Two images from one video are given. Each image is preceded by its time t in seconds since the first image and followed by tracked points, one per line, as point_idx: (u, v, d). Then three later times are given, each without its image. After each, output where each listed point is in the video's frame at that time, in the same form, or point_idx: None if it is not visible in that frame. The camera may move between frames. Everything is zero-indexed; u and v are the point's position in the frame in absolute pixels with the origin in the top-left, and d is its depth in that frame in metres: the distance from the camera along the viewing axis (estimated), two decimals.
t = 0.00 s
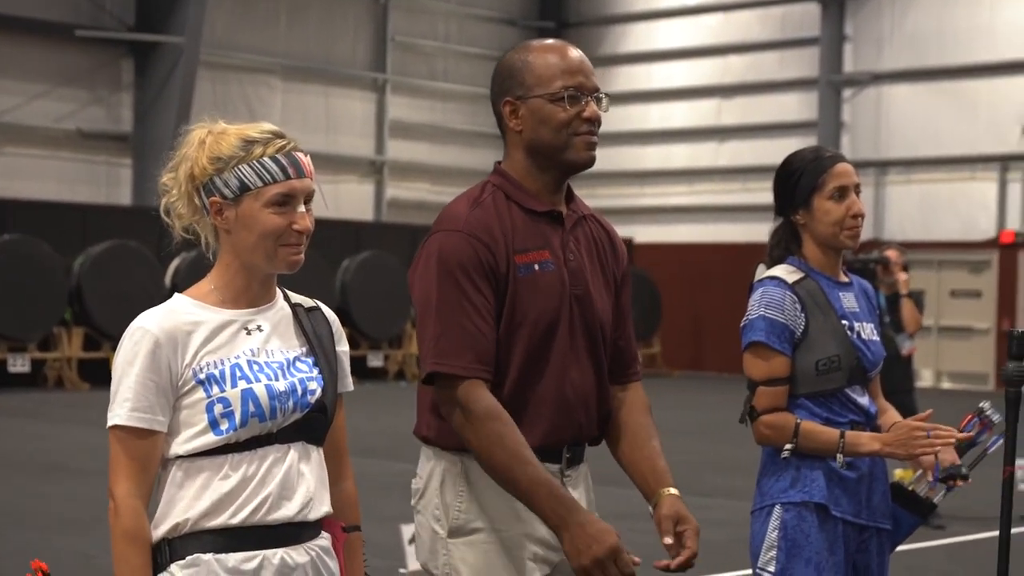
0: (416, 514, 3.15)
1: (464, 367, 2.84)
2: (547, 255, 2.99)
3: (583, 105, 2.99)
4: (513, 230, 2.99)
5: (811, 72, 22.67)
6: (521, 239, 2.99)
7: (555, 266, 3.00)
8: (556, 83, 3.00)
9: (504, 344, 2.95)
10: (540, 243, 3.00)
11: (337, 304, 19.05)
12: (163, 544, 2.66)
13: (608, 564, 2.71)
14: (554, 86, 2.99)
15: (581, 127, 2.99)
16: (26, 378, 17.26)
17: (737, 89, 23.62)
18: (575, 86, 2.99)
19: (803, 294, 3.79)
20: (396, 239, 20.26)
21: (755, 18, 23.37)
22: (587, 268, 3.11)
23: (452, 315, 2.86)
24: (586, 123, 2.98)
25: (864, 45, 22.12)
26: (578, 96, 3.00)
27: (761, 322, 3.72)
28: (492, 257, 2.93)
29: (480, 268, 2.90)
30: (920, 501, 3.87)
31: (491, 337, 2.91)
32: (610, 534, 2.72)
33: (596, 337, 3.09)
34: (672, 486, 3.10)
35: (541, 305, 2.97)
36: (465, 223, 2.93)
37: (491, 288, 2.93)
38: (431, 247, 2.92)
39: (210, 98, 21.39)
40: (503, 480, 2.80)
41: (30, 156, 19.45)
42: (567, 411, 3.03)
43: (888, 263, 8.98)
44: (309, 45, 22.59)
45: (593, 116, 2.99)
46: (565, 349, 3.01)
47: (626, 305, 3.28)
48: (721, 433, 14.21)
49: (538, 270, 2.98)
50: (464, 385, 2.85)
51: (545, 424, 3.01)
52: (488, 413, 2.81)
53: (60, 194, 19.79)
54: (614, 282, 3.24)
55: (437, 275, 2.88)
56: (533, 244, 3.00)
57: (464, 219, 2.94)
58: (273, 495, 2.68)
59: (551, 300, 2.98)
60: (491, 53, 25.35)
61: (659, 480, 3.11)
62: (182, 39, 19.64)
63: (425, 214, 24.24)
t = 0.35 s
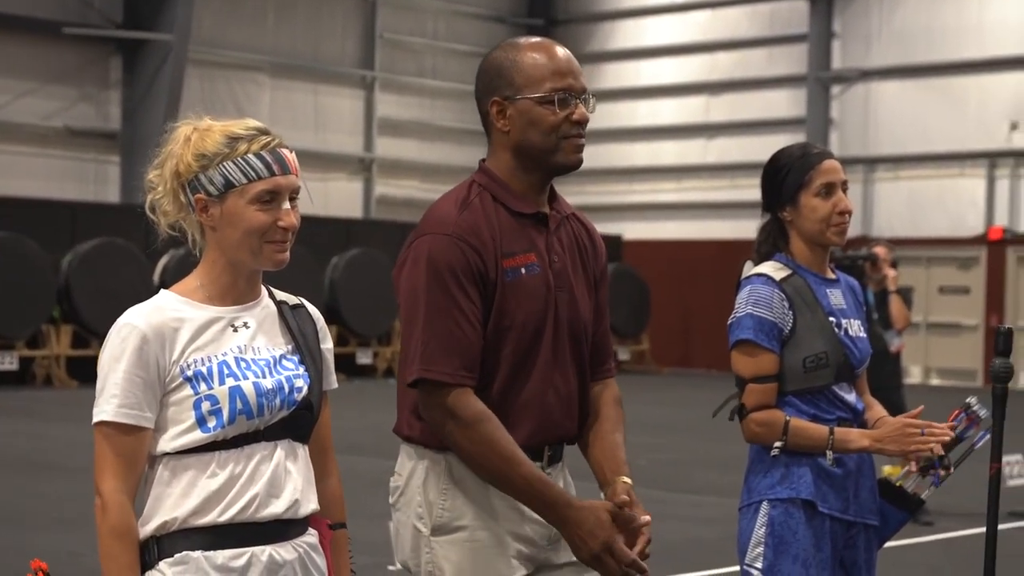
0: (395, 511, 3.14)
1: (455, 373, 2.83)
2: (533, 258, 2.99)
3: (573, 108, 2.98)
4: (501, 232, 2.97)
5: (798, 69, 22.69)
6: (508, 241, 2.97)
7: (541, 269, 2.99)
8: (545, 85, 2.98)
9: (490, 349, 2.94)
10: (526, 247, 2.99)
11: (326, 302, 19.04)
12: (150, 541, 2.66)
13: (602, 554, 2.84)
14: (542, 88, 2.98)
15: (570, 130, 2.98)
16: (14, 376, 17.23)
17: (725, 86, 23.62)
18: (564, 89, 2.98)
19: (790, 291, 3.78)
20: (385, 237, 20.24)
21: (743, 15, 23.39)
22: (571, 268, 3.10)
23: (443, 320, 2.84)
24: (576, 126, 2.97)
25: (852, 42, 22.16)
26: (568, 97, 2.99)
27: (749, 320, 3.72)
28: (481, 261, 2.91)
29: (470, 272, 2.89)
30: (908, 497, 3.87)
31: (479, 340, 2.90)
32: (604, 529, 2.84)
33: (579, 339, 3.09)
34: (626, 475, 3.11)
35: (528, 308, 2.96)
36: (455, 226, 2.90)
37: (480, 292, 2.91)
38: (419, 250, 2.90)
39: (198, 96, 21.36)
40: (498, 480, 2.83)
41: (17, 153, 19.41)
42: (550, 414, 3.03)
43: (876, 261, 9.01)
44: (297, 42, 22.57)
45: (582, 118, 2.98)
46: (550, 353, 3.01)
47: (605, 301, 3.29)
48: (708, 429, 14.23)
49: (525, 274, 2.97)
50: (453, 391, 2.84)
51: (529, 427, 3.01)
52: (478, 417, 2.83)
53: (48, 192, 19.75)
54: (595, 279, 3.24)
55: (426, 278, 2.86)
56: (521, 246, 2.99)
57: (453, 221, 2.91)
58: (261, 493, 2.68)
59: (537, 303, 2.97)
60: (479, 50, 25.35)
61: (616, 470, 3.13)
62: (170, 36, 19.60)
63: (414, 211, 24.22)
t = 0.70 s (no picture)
0: (388, 508, 3.14)
1: (439, 370, 2.83)
2: (520, 256, 2.98)
3: (560, 105, 2.98)
4: (488, 230, 2.97)
5: (789, 65, 22.70)
6: (494, 239, 2.97)
7: (528, 266, 2.98)
8: (532, 83, 2.97)
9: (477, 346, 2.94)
10: (512, 244, 2.99)
11: (316, 299, 19.05)
12: (140, 539, 2.65)
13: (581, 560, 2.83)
14: (530, 86, 2.97)
15: (558, 128, 2.97)
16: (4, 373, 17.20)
17: (716, 83, 23.62)
18: (552, 86, 2.97)
19: (778, 286, 3.78)
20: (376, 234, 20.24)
21: (733, 11, 23.41)
22: (559, 266, 3.09)
23: (428, 318, 2.84)
24: (563, 123, 2.96)
25: (842, 39, 22.18)
26: (555, 95, 2.98)
27: (737, 315, 3.72)
28: (466, 257, 2.91)
29: (456, 269, 2.88)
30: (896, 493, 3.88)
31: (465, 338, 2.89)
32: (583, 534, 2.83)
33: (568, 336, 3.09)
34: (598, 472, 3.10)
35: (514, 306, 2.95)
36: (440, 224, 2.90)
37: (466, 289, 2.91)
38: (405, 247, 2.89)
39: (188, 92, 21.33)
40: (482, 480, 2.83)
41: (6, 150, 19.37)
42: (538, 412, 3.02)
43: (867, 256, 9.03)
44: (287, 39, 22.55)
45: (569, 115, 2.97)
46: (538, 350, 3.00)
47: (594, 299, 3.28)
48: (698, 426, 14.23)
49: (511, 272, 2.96)
50: (439, 387, 2.84)
51: (519, 427, 3.00)
52: (463, 415, 2.82)
53: (38, 189, 19.72)
54: (583, 276, 3.23)
55: (411, 276, 2.86)
56: (507, 244, 2.98)
57: (439, 219, 2.91)
58: (249, 491, 2.67)
59: (524, 301, 2.97)
60: (470, 47, 25.33)
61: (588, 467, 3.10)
62: (161, 33, 19.55)
63: (405, 208, 24.20)
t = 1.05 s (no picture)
0: (394, 504, 3.11)
1: (429, 359, 2.82)
2: (514, 246, 2.96)
3: (552, 95, 2.97)
4: (481, 220, 2.96)
5: (784, 62, 22.71)
6: (488, 229, 2.95)
7: (523, 256, 2.96)
8: (524, 72, 2.97)
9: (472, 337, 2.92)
10: (507, 234, 2.97)
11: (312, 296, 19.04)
12: (131, 538, 2.64)
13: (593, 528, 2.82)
14: (523, 75, 2.96)
15: (550, 117, 2.97)
16: None
17: (711, 79, 23.60)
18: (543, 76, 2.97)
19: (772, 282, 3.78)
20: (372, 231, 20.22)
21: (729, 7, 23.42)
22: (558, 257, 3.07)
23: (419, 307, 2.83)
24: (555, 113, 2.96)
25: (838, 35, 22.17)
26: (547, 85, 2.97)
27: (732, 312, 3.71)
28: (457, 248, 2.90)
29: (447, 259, 2.88)
30: (890, 490, 3.88)
31: (457, 328, 2.88)
32: (591, 504, 2.80)
33: (567, 326, 3.06)
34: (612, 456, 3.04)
35: (508, 295, 2.93)
36: (431, 214, 2.90)
37: (458, 279, 2.90)
38: (397, 238, 2.89)
39: (183, 90, 21.32)
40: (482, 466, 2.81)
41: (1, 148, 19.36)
42: (538, 402, 2.99)
43: (861, 252, 9.04)
44: (282, 36, 22.53)
45: (562, 105, 2.97)
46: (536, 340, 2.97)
47: (598, 293, 3.25)
48: (694, 422, 14.24)
49: (504, 262, 2.94)
50: (431, 375, 2.83)
51: (520, 418, 2.96)
52: (457, 402, 2.81)
53: (33, 187, 19.70)
54: (584, 270, 3.21)
55: (402, 266, 2.85)
56: (501, 234, 2.96)
57: (429, 210, 2.91)
58: (239, 488, 2.66)
59: (518, 291, 2.95)
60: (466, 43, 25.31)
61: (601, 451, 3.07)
62: (155, 30, 19.52)
63: (401, 205, 24.19)
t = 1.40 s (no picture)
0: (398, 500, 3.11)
1: (430, 354, 2.82)
2: (517, 242, 2.95)
3: (552, 91, 2.97)
4: (483, 217, 2.95)
5: (784, 60, 22.69)
6: (490, 225, 2.95)
7: (525, 252, 2.95)
8: (525, 69, 2.97)
9: (474, 332, 2.91)
10: (509, 231, 2.96)
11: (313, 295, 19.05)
12: (125, 536, 2.63)
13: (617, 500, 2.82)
14: (523, 72, 2.97)
15: (551, 114, 2.97)
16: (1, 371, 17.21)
17: (712, 77, 23.59)
18: (543, 73, 2.96)
19: (772, 279, 3.78)
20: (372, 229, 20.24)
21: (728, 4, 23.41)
22: (563, 252, 3.06)
23: (420, 301, 2.83)
24: (555, 109, 2.96)
25: (837, 32, 22.15)
26: (548, 81, 2.97)
27: (732, 309, 3.71)
28: (459, 244, 2.90)
29: (448, 255, 2.87)
30: (890, 487, 3.88)
31: (461, 324, 2.87)
32: (606, 479, 2.81)
33: (574, 323, 3.05)
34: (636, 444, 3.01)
35: (510, 291, 2.92)
36: (432, 211, 2.90)
37: (459, 276, 2.89)
38: (400, 236, 2.89)
39: (183, 89, 21.32)
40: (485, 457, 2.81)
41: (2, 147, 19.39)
42: (543, 397, 2.97)
43: (861, 249, 9.03)
44: (281, 35, 22.53)
45: (562, 101, 2.97)
46: (539, 336, 2.96)
47: (607, 290, 3.23)
48: (695, 420, 14.25)
49: (506, 258, 2.93)
50: (433, 369, 2.83)
51: (526, 414, 2.95)
52: (462, 394, 2.80)
53: (34, 185, 19.72)
54: (592, 267, 3.18)
55: (405, 262, 2.85)
56: (503, 230, 2.96)
57: (431, 207, 2.90)
58: (234, 487, 2.64)
59: (520, 287, 2.93)
60: (466, 41, 25.31)
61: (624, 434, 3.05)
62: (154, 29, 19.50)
63: (401, 203, 24.19)
